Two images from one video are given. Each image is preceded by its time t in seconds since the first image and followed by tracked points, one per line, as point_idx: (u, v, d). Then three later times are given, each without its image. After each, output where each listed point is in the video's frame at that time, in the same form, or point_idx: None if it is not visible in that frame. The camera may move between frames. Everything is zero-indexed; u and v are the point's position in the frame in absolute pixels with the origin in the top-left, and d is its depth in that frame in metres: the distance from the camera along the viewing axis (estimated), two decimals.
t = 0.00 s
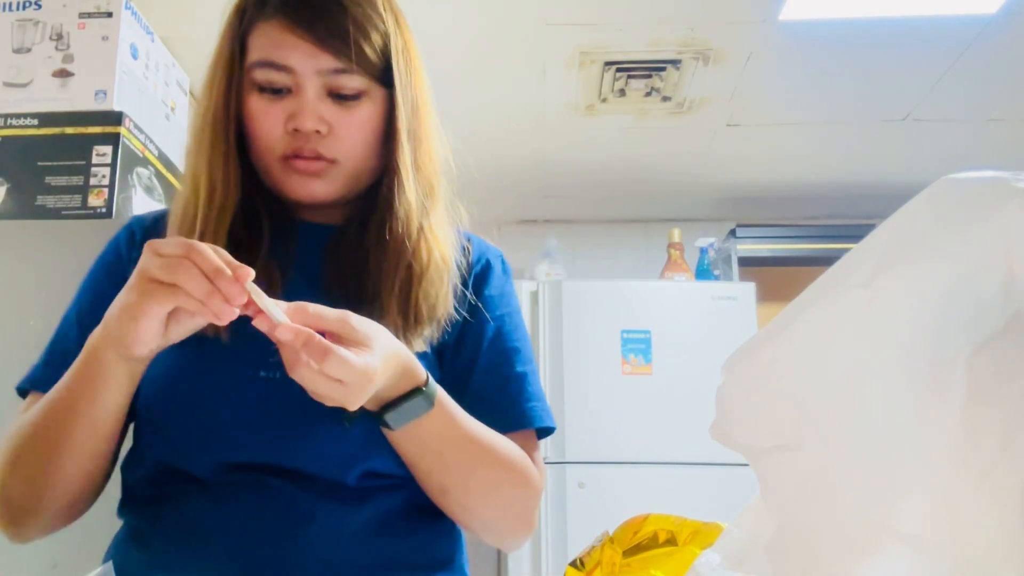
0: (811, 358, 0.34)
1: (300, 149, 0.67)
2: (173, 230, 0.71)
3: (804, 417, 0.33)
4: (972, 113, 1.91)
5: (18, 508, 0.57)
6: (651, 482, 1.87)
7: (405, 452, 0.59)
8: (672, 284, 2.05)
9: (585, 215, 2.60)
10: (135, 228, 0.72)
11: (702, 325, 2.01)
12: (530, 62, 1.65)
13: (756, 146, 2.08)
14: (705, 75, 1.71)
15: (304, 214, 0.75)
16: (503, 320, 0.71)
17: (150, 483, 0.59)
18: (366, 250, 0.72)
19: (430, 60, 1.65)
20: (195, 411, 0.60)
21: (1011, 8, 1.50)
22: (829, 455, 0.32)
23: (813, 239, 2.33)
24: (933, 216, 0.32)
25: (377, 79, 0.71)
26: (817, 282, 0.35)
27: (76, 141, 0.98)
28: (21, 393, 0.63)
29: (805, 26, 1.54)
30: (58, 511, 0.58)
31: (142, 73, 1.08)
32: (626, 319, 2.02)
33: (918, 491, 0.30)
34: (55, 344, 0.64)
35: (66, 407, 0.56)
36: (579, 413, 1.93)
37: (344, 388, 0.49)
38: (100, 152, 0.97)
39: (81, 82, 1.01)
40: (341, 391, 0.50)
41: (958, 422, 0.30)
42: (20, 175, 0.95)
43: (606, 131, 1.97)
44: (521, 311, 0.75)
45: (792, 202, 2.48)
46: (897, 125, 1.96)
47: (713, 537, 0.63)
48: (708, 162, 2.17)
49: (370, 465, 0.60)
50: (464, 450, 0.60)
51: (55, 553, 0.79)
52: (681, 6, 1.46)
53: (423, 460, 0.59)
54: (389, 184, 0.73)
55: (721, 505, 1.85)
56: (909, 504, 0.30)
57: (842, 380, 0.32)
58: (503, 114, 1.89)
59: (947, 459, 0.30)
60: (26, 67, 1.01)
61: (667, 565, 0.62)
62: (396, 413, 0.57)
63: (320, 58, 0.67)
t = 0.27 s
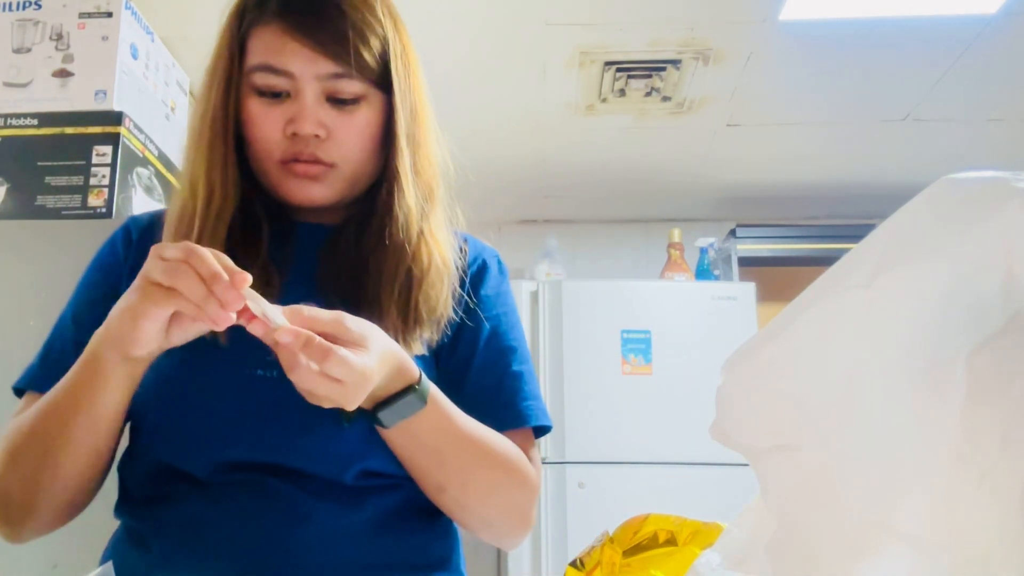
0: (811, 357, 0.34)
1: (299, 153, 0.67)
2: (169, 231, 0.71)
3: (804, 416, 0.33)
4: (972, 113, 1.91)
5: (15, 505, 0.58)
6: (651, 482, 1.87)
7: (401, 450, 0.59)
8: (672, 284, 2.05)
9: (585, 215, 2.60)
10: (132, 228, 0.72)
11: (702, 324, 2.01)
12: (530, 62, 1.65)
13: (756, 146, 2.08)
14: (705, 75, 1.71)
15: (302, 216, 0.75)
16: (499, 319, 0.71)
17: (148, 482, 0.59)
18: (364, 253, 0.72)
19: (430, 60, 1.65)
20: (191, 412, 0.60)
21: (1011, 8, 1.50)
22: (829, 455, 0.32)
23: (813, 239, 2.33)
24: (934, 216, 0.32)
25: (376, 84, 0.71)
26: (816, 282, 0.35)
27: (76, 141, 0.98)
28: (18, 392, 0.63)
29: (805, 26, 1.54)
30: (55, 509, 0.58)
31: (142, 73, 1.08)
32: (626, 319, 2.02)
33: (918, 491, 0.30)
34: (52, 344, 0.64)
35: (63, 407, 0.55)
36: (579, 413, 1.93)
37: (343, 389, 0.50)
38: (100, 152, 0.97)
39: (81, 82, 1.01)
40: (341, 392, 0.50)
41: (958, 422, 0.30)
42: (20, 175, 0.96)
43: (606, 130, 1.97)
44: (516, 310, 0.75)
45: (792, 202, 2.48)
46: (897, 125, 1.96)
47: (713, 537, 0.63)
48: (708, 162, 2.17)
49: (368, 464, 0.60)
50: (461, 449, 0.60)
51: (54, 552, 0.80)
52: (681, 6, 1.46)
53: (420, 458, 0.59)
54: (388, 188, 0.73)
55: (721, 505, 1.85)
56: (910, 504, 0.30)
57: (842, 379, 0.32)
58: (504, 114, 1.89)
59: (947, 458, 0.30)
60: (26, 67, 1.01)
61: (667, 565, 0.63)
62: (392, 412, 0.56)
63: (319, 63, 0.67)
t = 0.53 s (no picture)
0: (811, 359, 0.34)
1: (297, 155, 0.67)
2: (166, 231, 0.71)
3: (804, 417, 0.33)
4: (972, 113, 1.91)
5: (19, 512, 0.58)
6: (651, 483, 1.87)
7: (397, 453, 0.59)
8: (672, 284, 2.05)
9: (586, 215, 2.60)
10: (130, 229, 0.72)
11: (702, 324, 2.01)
12: (530, 62, 1.65)
13: (756, 146, 2.07)
14: (705, 75, 1.71)
15: (299, 217, 0.75)
16: (496, 319, 0.72)
17: (148, 483, 0.60)
18: (362, 255, 0.72)
19: (430, 60, 1.65)
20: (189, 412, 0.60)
21: (1011, 8, 1.50)
22: (830, 455, 0.32)
23: (814, 239, 2.33)
24: (933, 217, 0.32)
25: (375, 86, 0.71)
26: (816, 283, 0.35)
27: (76, 141, 0.98)
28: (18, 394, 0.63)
29: (805, 26, 1.54)
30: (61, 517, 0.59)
31: (142, 73, 1.08)
32: (627, 319, 2.02)
33: (918, 492, 0.30)
34: (50, 344, 0.64)
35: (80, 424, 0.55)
36: (579, 413, 1.93)
37: (345, 395, 0.50)
38: (100, 152, 0.97)
39: (81, 82, 1.01)
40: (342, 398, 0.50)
41: (957, 422, 0.30)
42: (20, 175, 0.95)
43: (606, 130, 1.97)
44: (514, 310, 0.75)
45: (792, 202, 2.48)
46: (897, 125, 1.96)
47: (713, 537, 0.63)
48: (708, 162, 2.17)
49: (366, 465, 0.60)
50: (459, 449, 0.60)
51: (54, 553, 0.80)
52: (681, 6, 1.46)
53: (415, 460, 0.59)
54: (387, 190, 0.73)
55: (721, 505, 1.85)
56: (910, 504, 0.30)
57: (841, 380, 0.32)
58: (504, 114, 1.89)
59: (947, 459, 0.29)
60: (26, 67, 1.01)
61: (666, 566, 0.62)
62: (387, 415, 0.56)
63: (318, 65, 0.67)
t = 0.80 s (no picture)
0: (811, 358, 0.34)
1: (297, 156, 0.67)
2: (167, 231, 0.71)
3: (804, 416, 0.33)
4: (972, 113, 1.91)
5: (24, 521, 0.58)
6: (651, 482, 1.87)
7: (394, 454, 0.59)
8: (672, 284, 2.05)
9: (585, 215, 2.60)
10: (130, 230, 0.72)
11: (701, 324, 2.01)
12: (530, 62, 1.65)
13: (756, 146, 2.08)
14: (705, 75, 1.71)
15: (298, 218, 0.75)
16: (496, 320, 0.72)
17: (148, 484, 0.60)
18: (361, 257, 0.72)
19: (430, 60, 1.65)
20: (191, 413, 0.60)
21: (1011, 8, 1.50)
22: (829, 455, 0.32)
23: (813, 239, 2.33)
24: (933, 217, 0.32)
25: (375, 88, 0.71)
26: (816, 283, 0.35)
27: (76, 142, 0.98)
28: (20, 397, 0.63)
29: (804, 26, 1.54)
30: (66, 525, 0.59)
31: (142, 73, 1.08)
32: (627, 319, 2.02)
33: (918, 492, 0.30)
34: (50, 346, 0.64)
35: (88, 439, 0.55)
36: (579, 413, 1.93)
37: (350, 398, 0.51)
38: (100, 152, 0.97)
39: (81, 82, 1.01)
40: (347, 401, 0.51)
41: (957, 422, 0.29)
42: (20, 175, 0.96)
43: (606, 130, 1.97)
44: (513, 311, 0.75)
45: (791, 202, 2.48)
46: (897, 125, 1.96)
47: (713, 537, 0.63)
48: (707, 162, 2.17)
49: (365, 466, 0.60)
50: (457, 451, 0.60)
51: (54, 553, 0.80)
52: (681, 6, 1.46)
53: (412, 460, 0.59)
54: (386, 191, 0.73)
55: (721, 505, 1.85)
56: (910, 505, 0.30)
57: (841, 380, 0.33)
58: (504, 114, 1.89)
59: (947, 459, 0.29)
60: (26, 66, 1.01)
61: (667, 565, 0.62)
62: (385, 416, 0.56)
63: (317, 67, 0.67)
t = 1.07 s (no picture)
0: (811, 358, 0.34)
1: (297, 158, 0.67)
2: (168, 232, 0.71)
3: (805, 417, 0.33)
4: (972, 113, 1.91)
5: (26, 521, 0.58)
6: (651, 482, 1.87)
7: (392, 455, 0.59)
8: (672, 284, 2.05)
9: (585, 215, 2.60)
10: (130, 232, 0.72)
11: (701, 324, 2.02)
12: (530, 62, 1.65)
13: (756, 146, 2.08)
14: (705, 75, 1.71)
15: (298, 219, 0.75)
16: (494, 321, 0.72)
17: (148, 485, 0.60)
18: (360, 259, 0.72)
19: (431, 60, 1.65)
20: (190, 414, 0.60)
21: (1011, 8, 1.50)
22: (829, 454, 0.32)
23: (813, 239, 2.33)
24: (934, 217, 0.32)
25: (375, 90, 0.71)
26: (815, 283, 0.35)
27: (76, 142, 0.98)
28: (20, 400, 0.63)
29: (804, 26, 1.54)
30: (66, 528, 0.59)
31: (142, 73, 1.08)
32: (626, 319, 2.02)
33: (917, 493, 0.30)
34: (50, 347, 0.64)
35: (91, 443, 0.55)
36: (579, 413, 1.93)
37: (354, 399, 0.52)
38: (100, 152, 0.97)
39: (81, 82, 1.00)
40: (351, 403, 0.52)
41: (957, 422, 0.29)
42: (20, 175, 0.96)
43: (606, 130, 1.97)
44: (512, 310, 0.75)
45: (791, 202, 2.48)
46: (897, 125, 1.96)
47: (713, 537, 0.63)
48: (707, 162, 2.17)
49: (365, 467, 0.60)
50: (456, 452, 0.60)
51: (55, 554, 0.81)
52: (681, 6, 1.45)
53: (410, 461, 0.59)
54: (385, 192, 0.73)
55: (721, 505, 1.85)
56: (910, 504, 0.30)
57: (841, 380, 0.33)
58: (504, 114, 1.89)
59: (948, 459, 0.29)
60: (26, 66, 1.01)
61: (666, 565, 0.62)
62: (382, 417, 0.56)
63: (318, 69, 0.67)
